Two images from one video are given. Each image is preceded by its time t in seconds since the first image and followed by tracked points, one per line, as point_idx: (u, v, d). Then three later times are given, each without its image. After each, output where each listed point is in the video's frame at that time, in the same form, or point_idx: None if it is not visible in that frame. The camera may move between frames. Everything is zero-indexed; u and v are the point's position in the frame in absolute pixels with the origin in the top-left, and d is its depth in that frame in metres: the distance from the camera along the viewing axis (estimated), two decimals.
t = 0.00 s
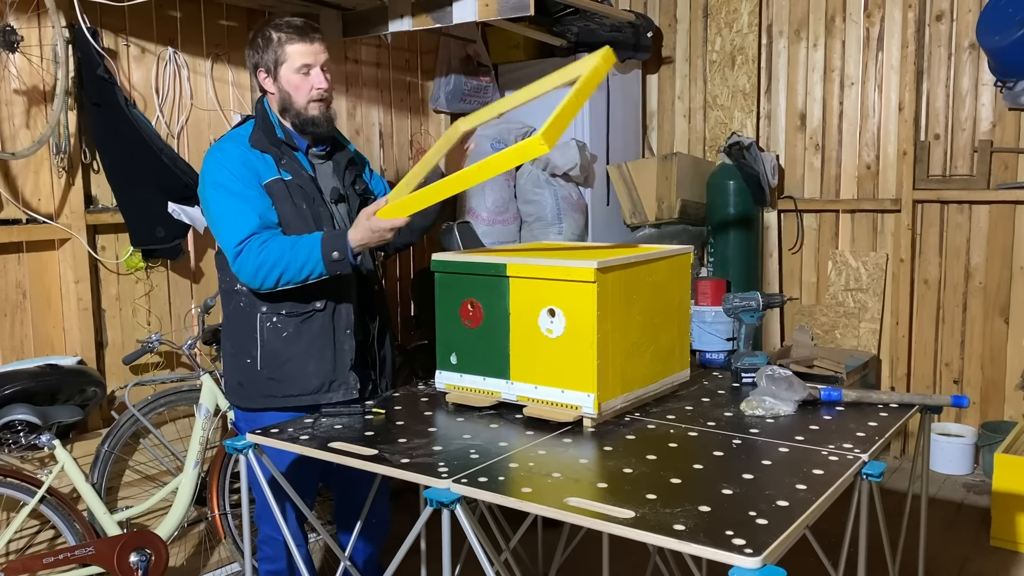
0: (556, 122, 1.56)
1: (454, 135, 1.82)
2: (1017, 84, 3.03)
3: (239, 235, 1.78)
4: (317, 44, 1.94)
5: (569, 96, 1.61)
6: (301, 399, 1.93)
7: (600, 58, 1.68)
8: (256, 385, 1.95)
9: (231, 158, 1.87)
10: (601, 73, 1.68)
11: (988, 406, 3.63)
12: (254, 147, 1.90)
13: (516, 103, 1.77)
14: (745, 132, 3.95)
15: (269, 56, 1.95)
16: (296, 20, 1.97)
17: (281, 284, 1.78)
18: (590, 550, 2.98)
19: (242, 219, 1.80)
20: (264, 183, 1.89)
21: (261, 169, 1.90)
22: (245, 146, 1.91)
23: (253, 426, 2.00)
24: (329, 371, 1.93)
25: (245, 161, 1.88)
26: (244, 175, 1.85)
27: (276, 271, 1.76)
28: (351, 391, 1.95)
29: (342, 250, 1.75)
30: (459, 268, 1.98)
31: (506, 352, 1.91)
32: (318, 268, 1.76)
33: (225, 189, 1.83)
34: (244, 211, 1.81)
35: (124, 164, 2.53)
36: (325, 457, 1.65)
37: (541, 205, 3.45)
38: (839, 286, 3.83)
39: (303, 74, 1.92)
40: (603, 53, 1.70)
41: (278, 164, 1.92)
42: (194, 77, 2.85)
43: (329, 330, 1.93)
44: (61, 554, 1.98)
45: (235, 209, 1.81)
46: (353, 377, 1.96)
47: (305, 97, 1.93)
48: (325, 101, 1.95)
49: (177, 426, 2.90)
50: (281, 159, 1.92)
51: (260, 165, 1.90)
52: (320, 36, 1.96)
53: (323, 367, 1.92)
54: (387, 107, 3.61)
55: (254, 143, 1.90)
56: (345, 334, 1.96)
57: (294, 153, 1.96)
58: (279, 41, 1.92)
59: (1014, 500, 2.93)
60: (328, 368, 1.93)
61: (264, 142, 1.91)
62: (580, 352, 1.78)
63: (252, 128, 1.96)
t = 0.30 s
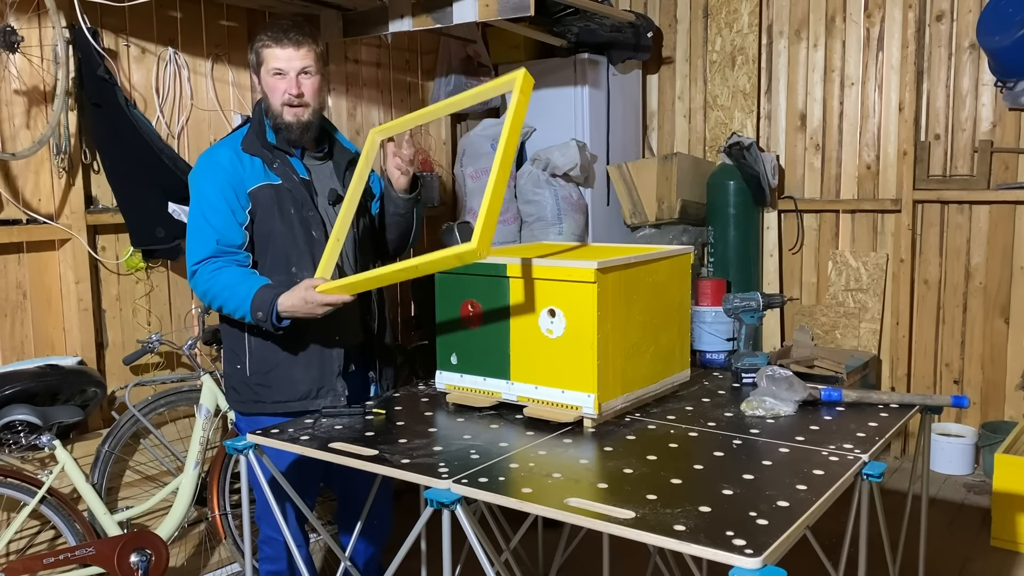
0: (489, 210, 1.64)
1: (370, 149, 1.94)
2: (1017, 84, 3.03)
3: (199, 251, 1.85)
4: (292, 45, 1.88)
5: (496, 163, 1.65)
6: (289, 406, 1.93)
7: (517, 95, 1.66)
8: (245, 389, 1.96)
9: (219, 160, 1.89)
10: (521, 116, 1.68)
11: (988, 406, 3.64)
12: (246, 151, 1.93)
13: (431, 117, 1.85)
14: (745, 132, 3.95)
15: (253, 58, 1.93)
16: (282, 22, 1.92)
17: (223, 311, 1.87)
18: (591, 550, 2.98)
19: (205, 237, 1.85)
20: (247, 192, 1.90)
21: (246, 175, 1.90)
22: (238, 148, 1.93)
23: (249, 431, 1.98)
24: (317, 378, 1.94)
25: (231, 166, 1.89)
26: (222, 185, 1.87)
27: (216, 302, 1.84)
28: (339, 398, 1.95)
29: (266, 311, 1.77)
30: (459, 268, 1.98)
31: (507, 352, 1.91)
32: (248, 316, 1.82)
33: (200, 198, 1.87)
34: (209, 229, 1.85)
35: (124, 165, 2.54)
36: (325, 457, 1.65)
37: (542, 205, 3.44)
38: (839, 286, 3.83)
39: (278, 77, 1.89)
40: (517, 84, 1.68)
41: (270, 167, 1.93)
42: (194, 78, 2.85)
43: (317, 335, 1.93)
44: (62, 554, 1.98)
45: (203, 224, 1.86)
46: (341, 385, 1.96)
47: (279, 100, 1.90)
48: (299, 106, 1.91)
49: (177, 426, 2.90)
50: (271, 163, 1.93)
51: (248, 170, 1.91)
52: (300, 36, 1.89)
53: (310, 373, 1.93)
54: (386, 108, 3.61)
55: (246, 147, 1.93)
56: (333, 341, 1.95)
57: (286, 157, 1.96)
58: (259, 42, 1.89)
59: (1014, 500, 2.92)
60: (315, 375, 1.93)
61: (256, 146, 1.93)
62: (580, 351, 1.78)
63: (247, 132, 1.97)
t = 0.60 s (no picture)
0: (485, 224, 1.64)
1: (377, 150, 1.99)
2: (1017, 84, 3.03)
3: (193, 255, 1.85)
4: (282, 45, 1.90)
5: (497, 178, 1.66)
6: (282, 407, 1.93)
7: (523, 112, 1.68)
8: (240, 390, 1.97)
9: (214, 162, 1.89)
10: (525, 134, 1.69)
11: (989, 406, 3.63)
12: (240, 152, 1.92)
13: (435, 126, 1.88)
14: (746, 133, 3.95)
15: (246, 60, 1.95)
16: (274, 24, 1.94)
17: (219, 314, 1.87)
18: (591, 550, 2.98)
19: (200, 241, 1.85)
20: (241, 195, 1.90)
21: (241, 176, 1.90)
22: (233, 150, 1.93)
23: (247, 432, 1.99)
24: (309, 380, 1.93)
25: (225, 168, 1.89)
26: (216, 189, 1.87)
27: (212, 307, 1.84)
28: (331, 400, 1.95)
29: (260, 318, 1.77)
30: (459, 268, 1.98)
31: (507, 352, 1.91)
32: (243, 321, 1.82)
33: (195, 201, 1.87)
34: (204, 232, 1.85)
35: (124, 165, 2.54)
36: (325, 457, 1.65)
37: (542, 206, 3.44)
38: (839, 286, 3.83)
39: (269, 77, 1.91)
40: (524, 102, 1.70)
41: (265, 170, 1.93)
42: (194, 78, 2.84)
43: (311, 338, 1.93)
44: (62, 554, 1.99)
45: (197, 227, 1.86)
46: (333, 387, 1.95)
47: (271, 100, 1.91)
48: (291, 105, 1.92)
49: (177, 426, 2.90)
50: (266, 165, 1.93)
51: (242, 172, 1.91)
52: (290, 35, 1.91)
53: (302, 376, 1.93)
54: (387, 108, 3.61)
55: (241, 148, 1.92)
56: (325, 344, 1.94)
57: (282, 158, 1.96)
58: (250, 44, 1.91)
59: (1015, 500, 2.92)
60: (307, 377, 1.93)
61: (250, 147, 1.93)
62: (580, 352, 1.78)
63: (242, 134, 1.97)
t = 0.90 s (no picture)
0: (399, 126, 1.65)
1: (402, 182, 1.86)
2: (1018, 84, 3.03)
3: (195, 254, 1.85)
4: (282, 44, 1.90)
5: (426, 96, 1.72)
6: (287, 407, 1.93)
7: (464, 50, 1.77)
8: (244, 391, 1.96)
9: (215, 162, 1.89)
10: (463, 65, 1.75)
11: (990, 406, 3.63)
12: (242, 152, 1.92)
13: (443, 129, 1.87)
14: (746, 133, 3.95)
15: (246, 59, 1.96)
16: (273, 24, 1.95)
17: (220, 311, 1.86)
18: (591, 551, 2.98)
19: (202, 240, 1.85)
20: (244, 195, 1.90)
21: (243, 176, 1.90)
22: (234, 150, 1.93)
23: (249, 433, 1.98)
24: (315, 379, 1.94)
25: (226, 168, 1.89)
26: (218, 188, 1.87)
27: (213, 302, 1.83)
28: (338, 399, 1.96)
29: (258, 302, 1.77)
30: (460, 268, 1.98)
31: (508, 353, 1.91)
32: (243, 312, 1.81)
33: (196, 200, 1.87)
34: (206, 231, 1.85)
35: (124, 165, 2.54)
36: (325, 458, 1.65)
37: (543, 206, 3.45)
38: (840, 286, 3.83)
39: (271, 77, 1.91)
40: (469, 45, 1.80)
41: (266, 170, 1.93)
42: (195, 78, 2.85)
43: (316, 335, 1.94)
44: (63, 554, 1.99)
45: (199, 226, 1.86)
46: (339, 386, 1.96)
47: (272, 99, 1.91)
48: (292, 104, 1.93)
49: (179, 426, 2.90)
50: (268, 165, 1.93)
51: (244, 172, 1.91)
52: (291, 34, 1.92)
53: (308, 375, 1.93)
54: (387, 108, 3.61)
55: (242, 148, 1.92)
56: (330, 342, 1.95)
57: (283, 158, 1.96)
58: (251, 43, 1.92)
59: (1016, 500, 2.92)
60: (313, 377, 1.94)
61: (252, 147, 1.93)
62: (581, 352, 1.78)
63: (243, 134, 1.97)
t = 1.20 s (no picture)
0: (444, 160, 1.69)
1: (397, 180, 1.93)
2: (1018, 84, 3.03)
3: (196, 254, 1.85)
4: (285, 47, 1.90)
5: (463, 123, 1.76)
6: (286, 408, 1.93)
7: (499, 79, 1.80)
8: (242, 391, 1.96)
9: (214, 162, 1.89)
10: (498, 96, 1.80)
11: (990, 406, 3.63)
12: (240, 153, 1.92)
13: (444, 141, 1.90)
14: (746, 132, 3.95)
15: (247, 61, 1.95)
16: (274, 24, 1.94)
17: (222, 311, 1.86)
18: (592, 551, 2.98)
19: (203, 240, 1.85)
20: (243, 195, 1.90)
21: (242, 177, 1.90)
22: (233, 150, 1.93)
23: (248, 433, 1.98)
24: (314, 379, 1.94)
25: (225, 168, 1.89)
26: (218, 188, 1.87)
27: (214, 302, 1.83)
28: (336, 399, 1.96)
29: (263, 304, 1.77)
30: (460, 268, 1.98)
31: (509, 353, 1.91)
32: (245, 312, 1.81)
33: (196, 201, 1.87)
34: (207, 231, 1.85)
35: (124, 165, 2.54)
36: (326, 457, 1.65)
37: (543, 206, 3.45)
38: (840, 286, 3.83)
39: (273, 79, 1.91)
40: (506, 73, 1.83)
41: (265, 169, 1.93)
42: (195, 78, 2.85)
43: (315, 334, 1.94)
44: (63, 554, 1.99)
45: (199, 226, 1.86)
46: (338, 386, 1.96)
47: (275, 101, 1.92)
48: (294, 107, 1.93)
49: (179, 426, 2.89)
50: (266, 165, 1.93)
51: (243, 172, 1.91)
52: (293, 35, 1.92)
53: (307, 375, 1.93)
54: (387, 108, 3.61)
55: (241, 148, 1.92)
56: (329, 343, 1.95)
57: (282, 158, 1.96)
58: (252, 45, 1.91)
59: (1017, 500, 2.92)
60: (312, 377, 1.94)
61: (250, 148, 1.93)
62: (580, 352, 1.78)
63: (241, 134, 1.97)
